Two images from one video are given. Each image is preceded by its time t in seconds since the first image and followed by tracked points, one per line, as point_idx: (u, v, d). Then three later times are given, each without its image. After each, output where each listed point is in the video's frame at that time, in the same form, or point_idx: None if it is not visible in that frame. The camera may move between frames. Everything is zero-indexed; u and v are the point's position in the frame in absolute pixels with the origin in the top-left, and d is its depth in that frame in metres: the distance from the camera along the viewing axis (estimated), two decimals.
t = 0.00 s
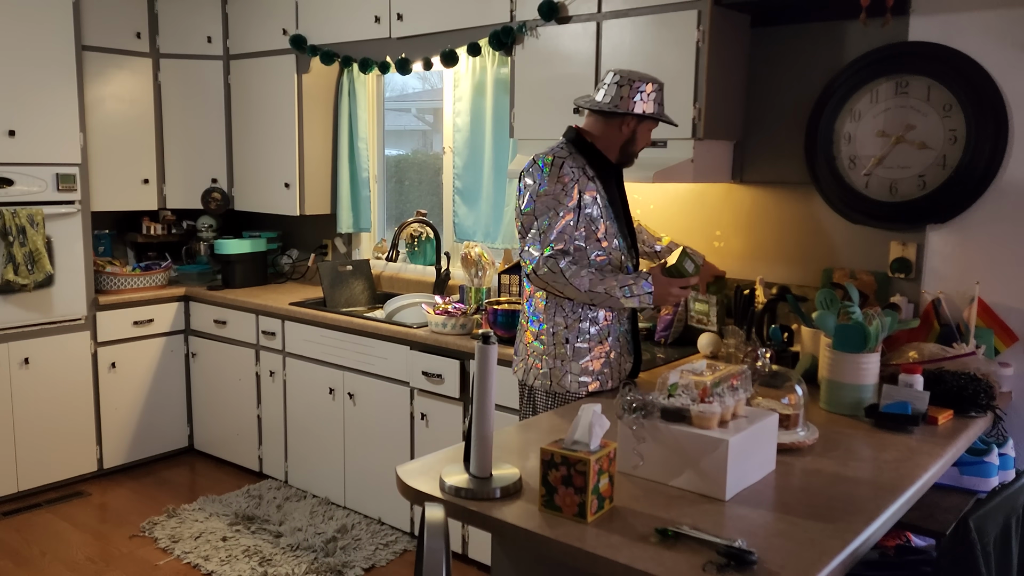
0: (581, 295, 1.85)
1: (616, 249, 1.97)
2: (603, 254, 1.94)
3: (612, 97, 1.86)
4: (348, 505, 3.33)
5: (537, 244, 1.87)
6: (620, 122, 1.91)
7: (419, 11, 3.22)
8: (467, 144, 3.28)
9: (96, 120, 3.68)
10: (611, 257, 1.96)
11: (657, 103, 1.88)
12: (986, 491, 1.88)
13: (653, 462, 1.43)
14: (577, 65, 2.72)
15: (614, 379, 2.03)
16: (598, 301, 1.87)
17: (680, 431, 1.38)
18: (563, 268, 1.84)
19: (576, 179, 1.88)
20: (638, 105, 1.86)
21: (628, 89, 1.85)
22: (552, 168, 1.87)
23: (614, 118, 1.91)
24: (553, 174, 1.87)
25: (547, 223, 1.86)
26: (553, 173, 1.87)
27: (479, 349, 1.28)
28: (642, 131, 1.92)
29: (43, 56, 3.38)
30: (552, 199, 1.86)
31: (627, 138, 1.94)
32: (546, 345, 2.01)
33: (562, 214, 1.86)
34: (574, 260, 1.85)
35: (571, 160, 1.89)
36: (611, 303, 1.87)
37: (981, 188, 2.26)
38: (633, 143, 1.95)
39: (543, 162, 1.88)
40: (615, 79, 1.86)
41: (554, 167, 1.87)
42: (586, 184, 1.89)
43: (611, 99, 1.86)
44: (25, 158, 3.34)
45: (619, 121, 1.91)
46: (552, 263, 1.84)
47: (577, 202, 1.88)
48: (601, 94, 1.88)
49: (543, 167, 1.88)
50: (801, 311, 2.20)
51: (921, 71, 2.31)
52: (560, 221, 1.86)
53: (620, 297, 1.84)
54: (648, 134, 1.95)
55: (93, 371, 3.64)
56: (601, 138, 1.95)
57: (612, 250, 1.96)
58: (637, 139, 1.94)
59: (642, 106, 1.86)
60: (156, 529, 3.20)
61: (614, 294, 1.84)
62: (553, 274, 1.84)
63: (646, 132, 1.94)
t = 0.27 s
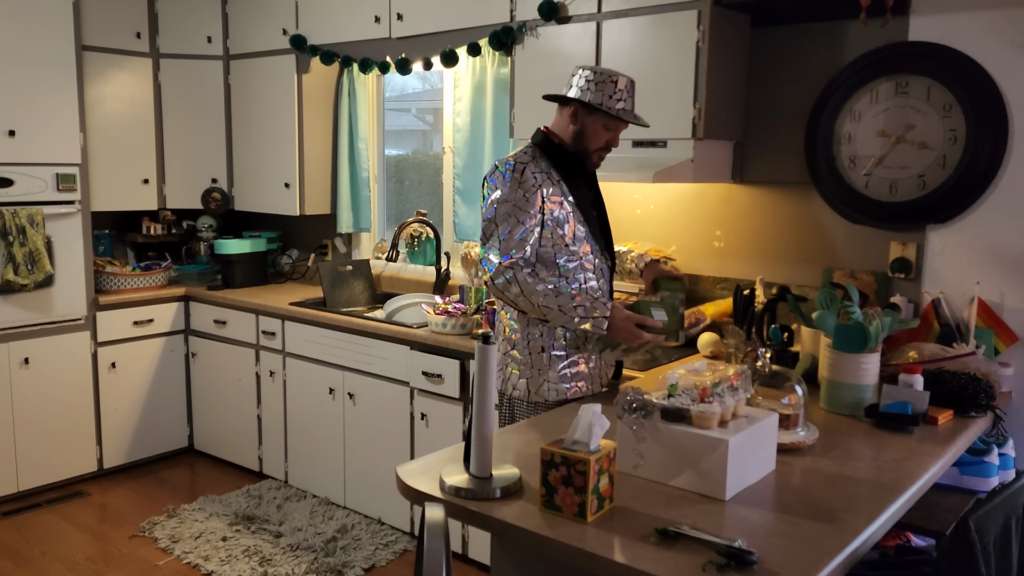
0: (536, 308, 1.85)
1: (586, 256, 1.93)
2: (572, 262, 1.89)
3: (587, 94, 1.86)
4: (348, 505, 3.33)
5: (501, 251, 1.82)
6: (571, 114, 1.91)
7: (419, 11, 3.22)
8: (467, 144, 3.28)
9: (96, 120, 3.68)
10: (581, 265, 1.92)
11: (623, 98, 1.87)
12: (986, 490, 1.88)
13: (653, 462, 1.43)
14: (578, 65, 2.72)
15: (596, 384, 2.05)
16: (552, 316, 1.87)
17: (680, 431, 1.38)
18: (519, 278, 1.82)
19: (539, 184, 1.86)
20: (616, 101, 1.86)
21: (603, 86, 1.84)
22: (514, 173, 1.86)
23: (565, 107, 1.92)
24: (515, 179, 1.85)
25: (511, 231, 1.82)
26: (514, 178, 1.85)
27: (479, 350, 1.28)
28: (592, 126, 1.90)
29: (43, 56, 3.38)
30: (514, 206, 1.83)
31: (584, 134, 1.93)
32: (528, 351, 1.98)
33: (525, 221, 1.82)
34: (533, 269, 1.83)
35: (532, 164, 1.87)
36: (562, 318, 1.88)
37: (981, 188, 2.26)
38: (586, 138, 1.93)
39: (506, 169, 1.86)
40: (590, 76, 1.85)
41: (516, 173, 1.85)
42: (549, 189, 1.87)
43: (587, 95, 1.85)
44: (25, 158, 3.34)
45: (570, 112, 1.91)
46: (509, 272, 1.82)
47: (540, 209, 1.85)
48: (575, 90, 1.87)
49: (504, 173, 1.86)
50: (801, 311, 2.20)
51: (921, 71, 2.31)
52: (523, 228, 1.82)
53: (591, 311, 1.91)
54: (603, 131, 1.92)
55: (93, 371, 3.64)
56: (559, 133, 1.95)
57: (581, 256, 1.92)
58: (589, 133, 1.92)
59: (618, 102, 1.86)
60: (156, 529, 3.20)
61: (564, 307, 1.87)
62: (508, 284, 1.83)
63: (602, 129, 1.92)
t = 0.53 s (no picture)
0: (507, 316, 1.72)
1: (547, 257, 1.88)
2: (529, 264, 1.84)
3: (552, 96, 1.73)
4: (348, 505, 3.33)
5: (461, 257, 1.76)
6: (532, 115, 1.79)
7: (419, 11, 3.22)
8: (467, 145, 3.28)
9: (96, 120, 3.68)
10: (542, 265, 1.86)
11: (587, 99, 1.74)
12: (986, 490, 1.88)
13: (653, 462, 1.43)
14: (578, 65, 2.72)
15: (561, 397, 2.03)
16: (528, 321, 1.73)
17: (680, 431, 1.38)
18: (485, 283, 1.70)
19: (492, 184, 1.79)
20: (582, 101, 1.74)
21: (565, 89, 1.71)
22: (465, 176, 1.79)
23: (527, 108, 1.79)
24: (468, 182, 1.78)
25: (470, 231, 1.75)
26: (466, 182, 1.78)
27: (479, 350, 1.27)
28: (553, 128, 1.78)
29: (43, 56, 3.38)
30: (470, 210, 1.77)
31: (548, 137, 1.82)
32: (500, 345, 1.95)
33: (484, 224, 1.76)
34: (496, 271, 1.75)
35: (483, 166, 1.81)
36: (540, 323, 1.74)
37: (982, 188, 2.26)
38: (549, 141, 1.82)
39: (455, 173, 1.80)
40: (551, 76, 1.71)
41: (467, 176, 1.79)
42: (503, 187, 1.80)
43: (550, 98, 1.72)
44: (26, 158, 3.34)
45: (531, 113, 1.79)
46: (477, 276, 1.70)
47: (496, 210, 1.79)
48: (536, 91, 1.74)
49: (454, 178, 1.79)
50: (801, 312, 2.20)
51: (921, 71, 2.31)
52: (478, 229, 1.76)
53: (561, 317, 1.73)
54: (568, 132, 1.81)
55: (93, 371, 3.64)
56: (522, 134, 1.85)
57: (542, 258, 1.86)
58: (551, 134, 1.81)
59: (583, 103, 1.73)
60: (156, 529, 3.20)
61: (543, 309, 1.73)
62: (477, 290, 1.70)
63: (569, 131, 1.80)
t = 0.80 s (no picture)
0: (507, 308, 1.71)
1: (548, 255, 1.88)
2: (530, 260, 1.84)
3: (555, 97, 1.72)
4: (348, 505, 3.33)
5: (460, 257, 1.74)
6: (534, 115, 1.79)
7: (419, 11, 3.22)
8: (467, 145, 3.28)
9: (96, 120, 3.68)
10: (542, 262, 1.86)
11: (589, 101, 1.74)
12: (986, 490, 1.88)
13: (653, 462, 1.43)
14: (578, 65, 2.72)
15: (562, 395, 2.01)
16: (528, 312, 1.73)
17: (680, 431, 1.38)
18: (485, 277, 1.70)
19: (493, 183, 1.80)
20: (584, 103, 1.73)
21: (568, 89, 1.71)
22: (466, 176, 1.80)
23: (529, 107, 1.79)
24: (468, 181, 1.79)
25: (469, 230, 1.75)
26: (466, 181, 1.80)
27: (479, 350, 1.27)
28: (554, 128, 1.78)
29: (43, 56, 3.38)
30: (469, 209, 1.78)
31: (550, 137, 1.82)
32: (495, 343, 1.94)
33: (483, 221, 1.77)
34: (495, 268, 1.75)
35: (485, 165, 1.82)
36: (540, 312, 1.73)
37: (981, 188, 2.26)
38: (550, 141, 1.82)
39: (456, 173, 1.81)
40: (554, 76, 1.71)
41: (468, 175, 1.80)
42: (503, 186, 1.81)
43: (552, 99, 1.72)
44: (25, 158, 3.34)
45: (533, 112, 1.79)
46: (474, 272, 1.71)
47: (496, 209, 1.79)
48: (538, 92, 1.74)
49: (456, 178, 1.81)
50: (802, 312, 2.20)
51: (921, 71, 2.31)
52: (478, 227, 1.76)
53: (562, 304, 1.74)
54: (568, 133, 1.80)
55: (93, 371, 3.64)
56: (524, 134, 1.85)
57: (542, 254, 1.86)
58: (552, 135, 1.81)
59: (585, 104, 1.73)
60: (156, 529, 3.20)
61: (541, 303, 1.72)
62: (477, 286, 1.70)
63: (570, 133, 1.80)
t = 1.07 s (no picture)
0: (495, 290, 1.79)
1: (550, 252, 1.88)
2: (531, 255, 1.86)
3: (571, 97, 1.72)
4: (348, 505, 3.33)
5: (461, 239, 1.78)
6: (551, 114, 1.80)
7: (419, 11, 3.22)
8: (466, 145, 3.28)
9: (96, 120, 3.68)
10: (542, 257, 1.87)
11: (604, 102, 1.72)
12: (986, 490, 1.88)
13: (653, 462, 1.43)
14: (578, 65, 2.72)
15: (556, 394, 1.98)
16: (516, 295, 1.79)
17: (680, 431, 1.38)
18: (480, 264, 1.77)
19: (505, 176, 1.80)
20: (596, 105, 1.72)
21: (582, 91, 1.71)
22: (479, 167, 1.81)
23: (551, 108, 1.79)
24: (483, 171, 1.80)
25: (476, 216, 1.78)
26: (483, 172, 1.80)
27: (479, 350, 1.27)
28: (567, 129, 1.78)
29: (43, 56, 3.38)
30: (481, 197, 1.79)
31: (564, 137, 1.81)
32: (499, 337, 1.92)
33: (490, 212, 1.78)
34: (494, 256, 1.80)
35: (500, 158, 1.82)
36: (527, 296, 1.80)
37: (981, 188, 2.26)
38: (562, 142, 1.81)
39: (475, 162, 1.82)
40: (574, 80, 1.72)
41: (484, 166, 1.81)
42: (512, 181, 1.81)
43: (569, 99, 1.72)
44: (25, 158, 3.34)
45: (550, 112, 1.80)
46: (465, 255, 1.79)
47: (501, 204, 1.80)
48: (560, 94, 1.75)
49: (474, 165, 1.83)
50: (802, 312, 2.20)
51: (921, 71, 2.31)
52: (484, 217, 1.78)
53: (539, 287, 1.79)
54: (580, 135, 1.79)
55: (93, 371, 3.64)
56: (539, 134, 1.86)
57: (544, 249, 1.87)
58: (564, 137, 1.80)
59: (599, 107, 1.72)
60: (156, 529, 3.20)
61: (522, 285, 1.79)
62: (468, 270, 1.78)
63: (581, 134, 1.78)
